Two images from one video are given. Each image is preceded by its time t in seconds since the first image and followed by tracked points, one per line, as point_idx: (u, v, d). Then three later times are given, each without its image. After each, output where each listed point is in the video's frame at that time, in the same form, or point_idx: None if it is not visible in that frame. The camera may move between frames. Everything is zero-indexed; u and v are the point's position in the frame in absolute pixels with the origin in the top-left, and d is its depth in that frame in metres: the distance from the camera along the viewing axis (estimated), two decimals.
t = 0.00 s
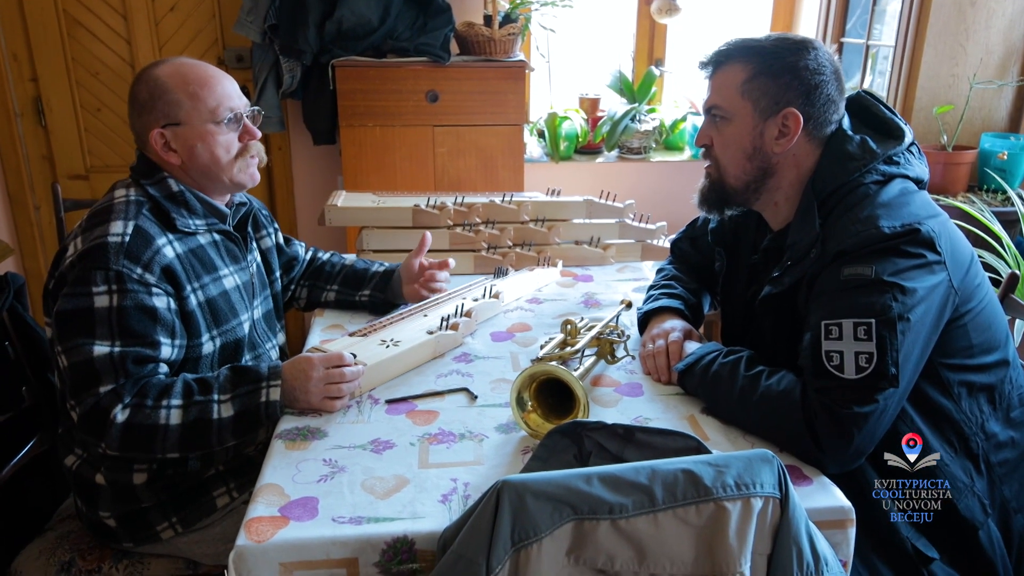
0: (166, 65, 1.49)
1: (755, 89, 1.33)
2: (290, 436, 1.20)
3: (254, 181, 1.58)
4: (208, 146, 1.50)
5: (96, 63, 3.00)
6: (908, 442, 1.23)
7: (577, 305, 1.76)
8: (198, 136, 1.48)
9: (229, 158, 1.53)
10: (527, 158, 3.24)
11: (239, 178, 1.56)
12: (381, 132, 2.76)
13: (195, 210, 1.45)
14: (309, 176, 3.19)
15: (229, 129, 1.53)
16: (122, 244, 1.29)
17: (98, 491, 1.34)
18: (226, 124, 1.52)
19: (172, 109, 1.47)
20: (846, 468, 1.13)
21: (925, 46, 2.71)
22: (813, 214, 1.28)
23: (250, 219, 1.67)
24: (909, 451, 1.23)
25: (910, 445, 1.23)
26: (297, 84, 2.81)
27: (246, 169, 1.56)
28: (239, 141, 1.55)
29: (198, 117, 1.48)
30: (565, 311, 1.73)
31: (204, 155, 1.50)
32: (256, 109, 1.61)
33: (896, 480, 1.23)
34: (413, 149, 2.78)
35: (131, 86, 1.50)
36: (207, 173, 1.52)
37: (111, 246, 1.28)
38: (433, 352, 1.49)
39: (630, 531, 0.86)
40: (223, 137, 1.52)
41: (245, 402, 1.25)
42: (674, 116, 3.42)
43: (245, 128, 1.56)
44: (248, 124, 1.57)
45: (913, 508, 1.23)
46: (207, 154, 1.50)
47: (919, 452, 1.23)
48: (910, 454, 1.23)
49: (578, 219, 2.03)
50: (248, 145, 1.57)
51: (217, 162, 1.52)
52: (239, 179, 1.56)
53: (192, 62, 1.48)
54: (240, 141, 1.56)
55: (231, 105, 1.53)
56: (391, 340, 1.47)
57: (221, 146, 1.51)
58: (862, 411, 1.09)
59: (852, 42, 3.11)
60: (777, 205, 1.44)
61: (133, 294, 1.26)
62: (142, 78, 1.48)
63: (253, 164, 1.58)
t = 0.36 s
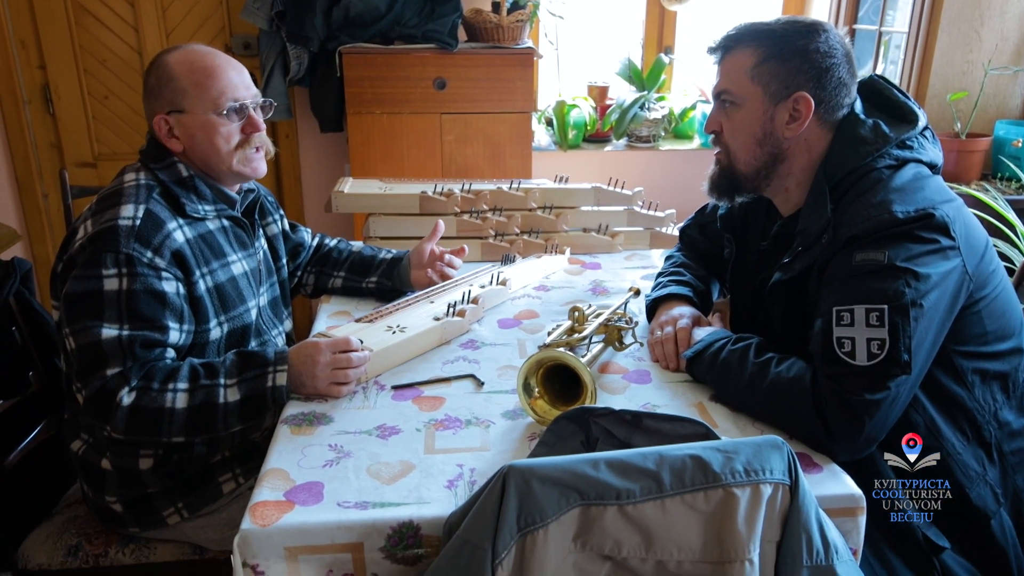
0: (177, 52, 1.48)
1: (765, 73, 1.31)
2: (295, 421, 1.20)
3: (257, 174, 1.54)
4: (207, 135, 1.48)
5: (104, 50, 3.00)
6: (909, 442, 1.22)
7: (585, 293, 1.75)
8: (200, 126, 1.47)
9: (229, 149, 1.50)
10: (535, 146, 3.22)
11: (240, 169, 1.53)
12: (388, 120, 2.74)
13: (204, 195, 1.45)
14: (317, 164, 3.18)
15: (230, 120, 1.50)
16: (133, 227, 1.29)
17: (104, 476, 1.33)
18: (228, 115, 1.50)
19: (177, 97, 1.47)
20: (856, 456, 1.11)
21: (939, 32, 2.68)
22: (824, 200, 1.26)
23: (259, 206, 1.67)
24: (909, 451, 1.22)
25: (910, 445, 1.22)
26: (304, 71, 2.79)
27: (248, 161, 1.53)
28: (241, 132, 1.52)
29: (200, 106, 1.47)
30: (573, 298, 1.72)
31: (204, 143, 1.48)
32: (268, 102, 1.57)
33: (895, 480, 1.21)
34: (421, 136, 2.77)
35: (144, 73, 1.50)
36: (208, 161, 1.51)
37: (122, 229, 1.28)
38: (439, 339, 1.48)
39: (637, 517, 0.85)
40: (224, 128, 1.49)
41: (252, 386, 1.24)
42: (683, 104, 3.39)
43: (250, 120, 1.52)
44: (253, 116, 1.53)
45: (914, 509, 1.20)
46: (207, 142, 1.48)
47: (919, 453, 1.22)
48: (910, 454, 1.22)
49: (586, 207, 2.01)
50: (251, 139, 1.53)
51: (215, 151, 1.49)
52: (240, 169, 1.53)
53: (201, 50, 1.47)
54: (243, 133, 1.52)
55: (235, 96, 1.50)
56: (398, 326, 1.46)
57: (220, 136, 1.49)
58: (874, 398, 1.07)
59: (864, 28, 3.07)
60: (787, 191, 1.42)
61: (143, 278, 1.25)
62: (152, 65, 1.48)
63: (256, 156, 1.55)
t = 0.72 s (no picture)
0: (190, 32, 1.47)
1: (773, 50, 1.30)
2: (301, 399, 1.20)
3: (263, 158, 1.53)
4: (215, 120, 1.47)
5: (111, 29, 2.99)
6: (909, 442, 1.23)
7: (592, 273, 1.74)
8: (208, 110, 1.46)
9: (237, 134, 1.49)
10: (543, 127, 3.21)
11: (247, 154, 1.52)
12: (396, 100, 2.73)
13: (214, 175, 1.45)
14: (324, 144, 3.17)
15: (238, 106, 1.49)
16: (145, 206, 1.29)
17: (112, 451, 1.34)
18: (236, 101, 1.48)
19: (187, 79, 1.46)
20: (862, 436, 1.11)
21: (953, 8, 2.67)
22: (833, 178, 1.25)
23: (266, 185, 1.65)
24: (909, 451, 1.23)
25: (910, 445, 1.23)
26: (311, 51, 2.78)
27: (256, 147, 1.52)
28: (248, 119, 1.50)
29: (210, 90, 1.46)
30: (580, 279, 1.71)
31: (212, 127, 1.48)
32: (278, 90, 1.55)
33: (895, 479, 1.21)
34: (428, 116, 2.76)
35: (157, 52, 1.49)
36: (215, 145, 1.50)
37: (134, 207, 1.28)
38: (445, 318, 1.48)
39: (641, 495, 0.85)
40: (232, 114, 1.48)
41: (258, 361, 1.24)
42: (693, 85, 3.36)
43: (258, 107, 1.51)
44: (261, 103, 1.51)
45: (913, 508, 1.19)
46: (215, 127, 1.47)
47: (919, 452, 1.23)
48: (910, 454, 1.23)
49: (593, 187, 2.00)
50: (258, 126, 1.51)
51: (223, 136, 1.48)
52: (246, 154, 1.52)
53: (215, 33, 1.46)
54: (251, 120, 1.50)
55: (245, 83, 1.49)
56: (404, 305, 1.46)
57: (228, 121, 1.48)
58: (880, 377, 1.07)
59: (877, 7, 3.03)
60: (796, 169, 1.41)
61: (154, 256, 1.26)
62: (166, 44, 1.48)
63: (264, 142, 1.54)
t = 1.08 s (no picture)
0: (211, 28, 1.48)
1: (782, 44, 1.30)
2: (312, 390, 1.22)
3: (282, 154, 1.56)
4: (236, 115, 1.48)
5: (123, 21, 3.00)
6: (909, 441, 1.22)
7: (600, 265, 1.75)
8: (229, 105, 1.48)
9: (257, 130, 1.51)
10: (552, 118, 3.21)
11: (266, 149, 1.54)
12: (406, 91, 2.74)
13: (231, 170, 1.46)
14: (334, 136, 3.18)
15: (259, 102, 1.50)
16: (164, 202, 1.31)
17: (127, 440, 1.37)
18: (258, 97, 1.50)
19: (207, 74, 1.46)
20: (869, 429, 1.11)
21: None
22: (843, 171, 1.25)
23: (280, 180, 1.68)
24: (909, 451, 1.23)
25: (910, 445, 1.22)
26: (321, 42, 2.78)
27: (275, 142, 1.54)
28: (269, 114, 1.52)
29: (231, 86, 1.47)
30: (589, 271, 1.72)
31: (233, 122, 1.49)
32: (297, 85, 1.57)
33: (896, 479, 1.22)
34: (437, 108, 2.76)
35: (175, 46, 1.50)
36: (234, 141, 1.52)
37: (154, 203, 1.30)
38: (455, 310, 1.49)
39: (648, 486, 0.86)
40: (253, 109, 1.50)
41: (272, 357, 1.26)
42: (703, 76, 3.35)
43: (278, 103, 1.53)
44: (281, 99, 1.53)
45: (914, 508, 1.21)
46: (236, 122, 1.49)
47: (919, 452, 1.23)
48: (910, 454, 1.22)
49: (603, 178, 2.00)
50: (277, 122, 1.54)
51: (244, 131, 1.50)
52: (265, 149, 1.54)
53: (235, 30, 1.47)
54: (271, 115, 1.53)
55: (266, 79, 1.50)
56: (414, 297, 1.47)
57: (250, 117, 1.49)
58: (888, 370, 1.07)
59: None
60: (806, 164, 1.41)
61: (173, 251, 1.27)
62: (186, 39, 1.48)
63: (283, 137, 1.56)
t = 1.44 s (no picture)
0: (232, 34, 1.50)
1: (799, 48, 1.31)
2: (327, 391, 1.23)
3: (298, 162, 1.58)
4: (255, 121, 1.51)
5: (138, 25, 3.03)
6: (909, 441, 1.24)
7: (610, 269, 1.76)
8: (249, 111, 1.50)
9: (276, 136, 1.53)
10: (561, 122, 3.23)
11: (283, 156, 1.57)
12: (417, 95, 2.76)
13: (247, 175, 1.48)
14: (345, 139, 3.21)
15: (279, 109, 1.53)
16: (182, 207, 1.33)
17: (143, 441, 1.39)
18: (278, 103, 1.52)
19: (228, 80, 1.49)
20: (877, 431, 1.13)
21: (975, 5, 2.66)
22: (853, 177, 1.26)
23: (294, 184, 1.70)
24: (909, 451, 1.24)
25: (910, 445, 1.24)
26: (333, 47, 2.81)
27: (292, 150, 1.57)
28: (287, 121, 1.55)
29: (251, 93, 1.49)
30: (599, 275, 1.73)
31: (252, 127, 1.51)
32: (315, 93, 1.59)
33: (896, 479, 1.24)
34: (447, 112, 2.78)
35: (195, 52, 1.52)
36: (253, 146, 1.54)
37: (172, 208, 1.32)
38: (466, 313, 1.51)
39: (660, 487, 0.87)
40: (272, 116, 1.52)
41: (288, 358, 1.27)
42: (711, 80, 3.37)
43: (297, 110, 1.55)
44: (300, 106, 1.56)
45: (914, 508, 1.22)
46: (255, 128, 1.51)
47: (920, 452, 1.25)
48: (910, 454, 1.25)
49: (612, 182, 2.02)
50: (296, 129, 1.56)
51: (263, 137, 1.52)
52: (283, 156, 1.56)
53: (256, 37, 1.49)
54: (289, 122, 1.55)
55: (287, 87, 1.53)
56: (426, 299, 1.49)
57: (269, 123, 1.52)
58: (896, 374, 1.08)
59: (898, 2, 3.02)
60: (816, 167, 1.43)
61: (191, 255, 1.29)
62: (207, 44, 1.50)
63: (299, 145, 1.58)
